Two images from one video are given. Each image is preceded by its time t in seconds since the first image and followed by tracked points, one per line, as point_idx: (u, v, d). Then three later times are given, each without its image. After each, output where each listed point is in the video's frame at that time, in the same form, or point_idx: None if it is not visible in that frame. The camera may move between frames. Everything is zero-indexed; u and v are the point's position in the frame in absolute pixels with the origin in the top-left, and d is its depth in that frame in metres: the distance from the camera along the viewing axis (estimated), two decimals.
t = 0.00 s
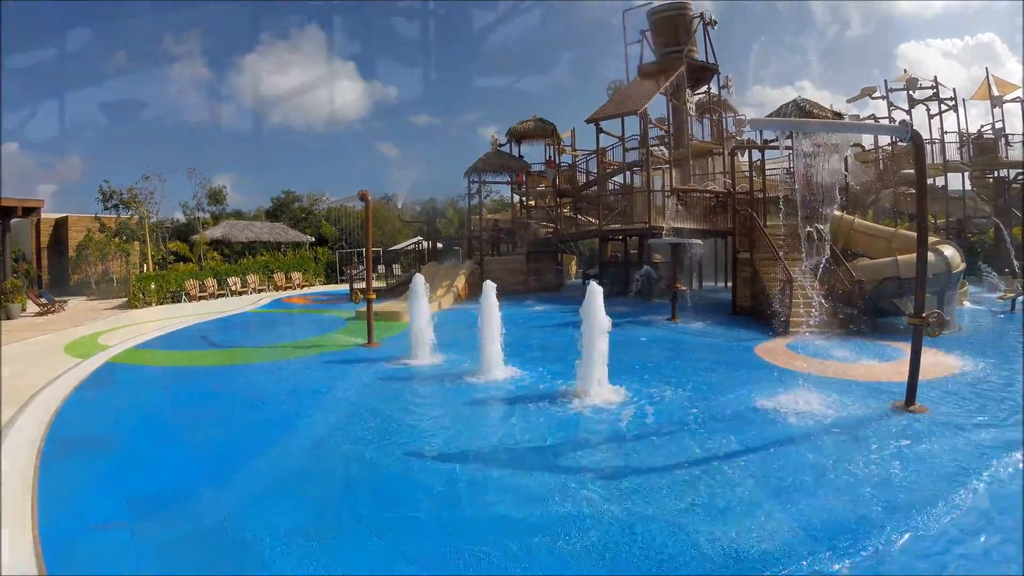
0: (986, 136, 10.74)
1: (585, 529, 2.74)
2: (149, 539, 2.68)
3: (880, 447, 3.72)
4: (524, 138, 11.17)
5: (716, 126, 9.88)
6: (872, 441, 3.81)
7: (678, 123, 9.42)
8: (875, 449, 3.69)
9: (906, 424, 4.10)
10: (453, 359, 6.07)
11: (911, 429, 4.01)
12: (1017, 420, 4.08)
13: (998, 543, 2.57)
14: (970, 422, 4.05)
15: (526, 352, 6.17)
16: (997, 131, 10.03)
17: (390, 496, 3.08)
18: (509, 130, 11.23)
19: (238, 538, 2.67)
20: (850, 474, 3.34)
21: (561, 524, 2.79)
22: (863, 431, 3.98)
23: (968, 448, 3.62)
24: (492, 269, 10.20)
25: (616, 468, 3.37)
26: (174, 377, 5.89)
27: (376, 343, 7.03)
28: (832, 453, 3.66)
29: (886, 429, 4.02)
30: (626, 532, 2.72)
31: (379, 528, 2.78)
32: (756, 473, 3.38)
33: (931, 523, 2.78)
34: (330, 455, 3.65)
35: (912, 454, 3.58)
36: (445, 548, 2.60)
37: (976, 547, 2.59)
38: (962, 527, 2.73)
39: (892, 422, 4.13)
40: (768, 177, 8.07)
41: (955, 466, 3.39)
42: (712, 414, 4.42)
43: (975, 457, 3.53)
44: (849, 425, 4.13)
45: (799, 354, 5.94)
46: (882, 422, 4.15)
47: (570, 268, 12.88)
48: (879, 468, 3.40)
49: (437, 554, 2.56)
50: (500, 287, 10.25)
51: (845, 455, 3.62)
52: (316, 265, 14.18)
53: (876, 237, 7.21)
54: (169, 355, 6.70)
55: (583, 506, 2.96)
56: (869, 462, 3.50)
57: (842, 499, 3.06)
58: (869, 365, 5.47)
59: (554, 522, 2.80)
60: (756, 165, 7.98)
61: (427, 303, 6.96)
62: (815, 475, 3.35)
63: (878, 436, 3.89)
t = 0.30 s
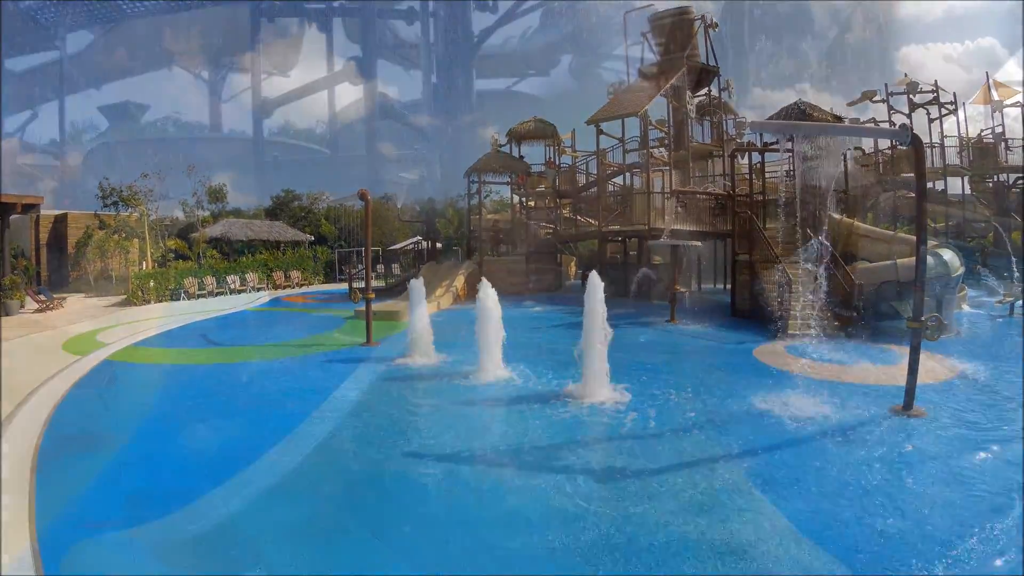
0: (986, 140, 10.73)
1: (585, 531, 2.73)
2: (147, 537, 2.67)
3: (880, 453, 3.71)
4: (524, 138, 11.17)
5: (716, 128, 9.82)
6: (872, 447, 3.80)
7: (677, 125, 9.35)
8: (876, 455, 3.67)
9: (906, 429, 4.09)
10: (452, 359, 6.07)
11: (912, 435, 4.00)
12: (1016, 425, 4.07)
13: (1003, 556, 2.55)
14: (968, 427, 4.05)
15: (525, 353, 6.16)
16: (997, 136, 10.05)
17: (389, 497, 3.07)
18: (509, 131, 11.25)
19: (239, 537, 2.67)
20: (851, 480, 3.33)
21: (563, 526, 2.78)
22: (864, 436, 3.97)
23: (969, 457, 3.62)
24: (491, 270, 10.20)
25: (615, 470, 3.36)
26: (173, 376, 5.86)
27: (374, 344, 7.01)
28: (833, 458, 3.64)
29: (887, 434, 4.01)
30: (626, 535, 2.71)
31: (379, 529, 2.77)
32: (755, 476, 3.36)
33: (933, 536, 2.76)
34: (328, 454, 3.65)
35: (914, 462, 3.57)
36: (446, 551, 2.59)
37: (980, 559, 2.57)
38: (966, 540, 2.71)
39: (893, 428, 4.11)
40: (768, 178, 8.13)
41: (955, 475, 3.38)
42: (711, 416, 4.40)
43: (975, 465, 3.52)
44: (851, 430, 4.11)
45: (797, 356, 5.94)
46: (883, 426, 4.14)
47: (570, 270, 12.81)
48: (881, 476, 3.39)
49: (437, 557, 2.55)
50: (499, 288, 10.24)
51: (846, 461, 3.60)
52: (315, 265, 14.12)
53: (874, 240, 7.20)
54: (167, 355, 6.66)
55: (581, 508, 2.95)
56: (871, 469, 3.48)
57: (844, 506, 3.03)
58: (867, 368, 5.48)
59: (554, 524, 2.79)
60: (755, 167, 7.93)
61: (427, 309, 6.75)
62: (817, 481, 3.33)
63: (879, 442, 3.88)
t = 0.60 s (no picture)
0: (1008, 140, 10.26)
1: (585, 531, 2.73)
2: (147, 531, 2.68)
3: (879, 454, 3.70)
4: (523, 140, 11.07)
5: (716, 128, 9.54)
6: (872, 447, 3.79)
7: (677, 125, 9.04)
8: (875, 454, 3.67)
9: (905, 431, 4.08)
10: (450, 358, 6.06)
11: (911, 437, 3.99)
12: (1011, 427, 4.09)
13: (1003, 562, 2.55)
14: (964, 427, 4.06)
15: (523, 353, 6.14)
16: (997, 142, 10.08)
17: (388, 497, 3.07)
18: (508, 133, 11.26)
19: (237, 532, 2.69)
20: (851, 483, 3.31)
21: (563, 526, 2.78)
22: (863, 437, 3.96)
23: (968, 459, 3.61)
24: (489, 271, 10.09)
25: (613, 469, 3.36)
26: (174, 380, 5.88)
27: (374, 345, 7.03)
28: (833, 460, 3.63)
29: (886, 435, 4.01)
30: (621, 534, 2.72)
31: (381, 529, 2.78)
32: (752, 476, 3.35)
33: (935, 541, 2.75)
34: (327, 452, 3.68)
35: (913, 464, 3.57)
36: (446, 551, 2.60)
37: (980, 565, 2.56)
38: (967, 546, 2.71)
39: (891, 429, 4.11)
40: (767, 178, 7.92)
41: (954, 478, 3.38)
42: (709, 416, 4.40)
43: (974, 468, 3.52)
44: (850, 431, 4.10)
45: (794, 357, 5.95)
46: (882, 428, 4.14)
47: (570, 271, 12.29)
48: (881, 478, 3.38)
49: (438, 558, 2.55)
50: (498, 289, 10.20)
51: (846, 462, 3.58)
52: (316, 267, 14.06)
53: (875, 240, 6.40)
54: (166, 356, 6.65)
55: (581, 508, 2.94)
56: (871, 471, 3.46)
57: (844, 509, 3.02)
58: (864, 369, 5.47)
59: (554, 524, 2.79)
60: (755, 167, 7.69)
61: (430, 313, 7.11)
62: (816, 482, 3.32)
63: (878, 443, 3.87)
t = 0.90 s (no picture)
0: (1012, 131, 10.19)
1: (589, 534, 2.74)
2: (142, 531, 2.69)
3: (883, 460, 3.79)
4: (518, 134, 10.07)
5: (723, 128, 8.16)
6: (875, 454, 3.88)
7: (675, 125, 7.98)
8: (880, 463, 3.75)
9: (907, 433, 4.15)
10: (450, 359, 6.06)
11: (913, 438, 4.06)
12: (1010, 428, 4.09)
13: (1002, 566, 2.64)
14: (964, 429, 4.09)
15: (523, 353, 6.13)
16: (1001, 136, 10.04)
17: (393, 497, 3.07)
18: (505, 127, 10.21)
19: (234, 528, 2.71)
20: (856, 494, 3.41)
21: (567, 529, 2.79)
22: (867, 442, 4.03)
23: (971, 462, 3.69)
24: (490, 269, 10.08)
25: (618, 470, 3.37)
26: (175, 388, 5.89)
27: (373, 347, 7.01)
28: (838, 470, 3.71)
29: (889, 437, 4.08)
30: (614, 538, 2.72)
31: (386, 532, 2.79)
32: (761, 488, 3.45)
33: (936, 549, 2.84)
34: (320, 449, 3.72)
35: (917, 468, 3.65)
36: (453, 554, 2.62)
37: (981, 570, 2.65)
38: (969, 550, 2.79)
39: (895, 431, 4.17)
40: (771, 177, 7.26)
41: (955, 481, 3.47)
42: (712, 416, 4.41)
43: (975, 470, 3.61)
44: (854, 434, 4.18)
45: (794, 358, 5.93)
46: (885, 430, 4.21)
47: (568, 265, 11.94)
48: (884, 488, 3.47)
49: (445, 561, 2.57)
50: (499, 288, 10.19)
51: (850, 472, 3.67)
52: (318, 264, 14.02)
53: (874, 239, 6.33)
54: (168, 358, 6.66)
55: (585, 511, 2.95)
56: (875, 481, 3.56)
57: (847, 523, 3.11)
58: (862, 368, 5.47)
59: (558, 527, 2.80)
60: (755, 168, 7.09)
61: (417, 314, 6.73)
62: (821, 496, 3.41)
63: (881, 448, 3.94)
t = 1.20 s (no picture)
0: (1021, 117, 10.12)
1: (587, 536, 2.78)
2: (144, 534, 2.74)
3: (882, 460, 3.96)
4: None
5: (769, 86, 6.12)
6: (873, 453, 4.05)
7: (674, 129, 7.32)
8: (880, 463, 3.93)
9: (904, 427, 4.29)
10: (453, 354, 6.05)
11: (910, 433, 4.20)
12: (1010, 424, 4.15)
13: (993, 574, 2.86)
14: (965, 427, 4.15)
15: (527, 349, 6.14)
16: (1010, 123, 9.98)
17: (395, 493, 3.10)
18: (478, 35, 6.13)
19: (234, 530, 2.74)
20: (856, 496, 3.62)
21: (565, 530, 2.83)
22: (866, 441, 4.20)
23: (968, 456, 3.86)
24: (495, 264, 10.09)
25: (617, 466, 3.41)
26: (173, 389, 5.91)
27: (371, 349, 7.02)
28: (840, 470, 3.90)
29: (887, 434, 4.25)
30: (611, 540, 2.75)
31: (386, 531, 2.81)
32: (771, 499, 3.66)
33: (931, 556, 3.05)
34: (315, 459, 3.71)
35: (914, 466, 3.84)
36: (458, 550, 2.68)
37: None
38: (963, 559, 2.99)
39: (891, 428, 4.32)
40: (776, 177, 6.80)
41: (948, 480, 3.66)
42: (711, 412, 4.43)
43: (971, 463, 3.79)
44: (854, 433, 4.32)
45: (794, 356, 5.96)
46: (883, 427, 4.35)
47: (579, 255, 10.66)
48: (883, 490, 3.65)
49: (447, 558, 2.62)
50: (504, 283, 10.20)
51: (850, 473, 3.85)
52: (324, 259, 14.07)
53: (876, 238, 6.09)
54: (168, 358, 6.68)
55: (583, 510, 2.99)
56: (875, 483, 3.72)
57: (845, 531, 3.32)
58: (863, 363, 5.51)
59: (558, 529, 2.83)
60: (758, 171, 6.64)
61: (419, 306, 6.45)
62: (824, 501, 3.60)
63: (879, 447, 4.11)
